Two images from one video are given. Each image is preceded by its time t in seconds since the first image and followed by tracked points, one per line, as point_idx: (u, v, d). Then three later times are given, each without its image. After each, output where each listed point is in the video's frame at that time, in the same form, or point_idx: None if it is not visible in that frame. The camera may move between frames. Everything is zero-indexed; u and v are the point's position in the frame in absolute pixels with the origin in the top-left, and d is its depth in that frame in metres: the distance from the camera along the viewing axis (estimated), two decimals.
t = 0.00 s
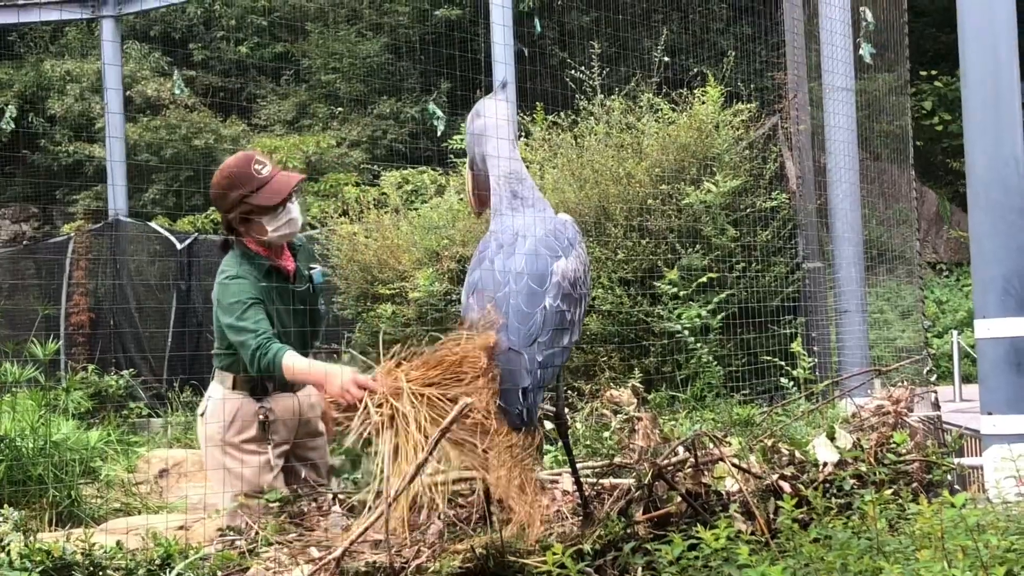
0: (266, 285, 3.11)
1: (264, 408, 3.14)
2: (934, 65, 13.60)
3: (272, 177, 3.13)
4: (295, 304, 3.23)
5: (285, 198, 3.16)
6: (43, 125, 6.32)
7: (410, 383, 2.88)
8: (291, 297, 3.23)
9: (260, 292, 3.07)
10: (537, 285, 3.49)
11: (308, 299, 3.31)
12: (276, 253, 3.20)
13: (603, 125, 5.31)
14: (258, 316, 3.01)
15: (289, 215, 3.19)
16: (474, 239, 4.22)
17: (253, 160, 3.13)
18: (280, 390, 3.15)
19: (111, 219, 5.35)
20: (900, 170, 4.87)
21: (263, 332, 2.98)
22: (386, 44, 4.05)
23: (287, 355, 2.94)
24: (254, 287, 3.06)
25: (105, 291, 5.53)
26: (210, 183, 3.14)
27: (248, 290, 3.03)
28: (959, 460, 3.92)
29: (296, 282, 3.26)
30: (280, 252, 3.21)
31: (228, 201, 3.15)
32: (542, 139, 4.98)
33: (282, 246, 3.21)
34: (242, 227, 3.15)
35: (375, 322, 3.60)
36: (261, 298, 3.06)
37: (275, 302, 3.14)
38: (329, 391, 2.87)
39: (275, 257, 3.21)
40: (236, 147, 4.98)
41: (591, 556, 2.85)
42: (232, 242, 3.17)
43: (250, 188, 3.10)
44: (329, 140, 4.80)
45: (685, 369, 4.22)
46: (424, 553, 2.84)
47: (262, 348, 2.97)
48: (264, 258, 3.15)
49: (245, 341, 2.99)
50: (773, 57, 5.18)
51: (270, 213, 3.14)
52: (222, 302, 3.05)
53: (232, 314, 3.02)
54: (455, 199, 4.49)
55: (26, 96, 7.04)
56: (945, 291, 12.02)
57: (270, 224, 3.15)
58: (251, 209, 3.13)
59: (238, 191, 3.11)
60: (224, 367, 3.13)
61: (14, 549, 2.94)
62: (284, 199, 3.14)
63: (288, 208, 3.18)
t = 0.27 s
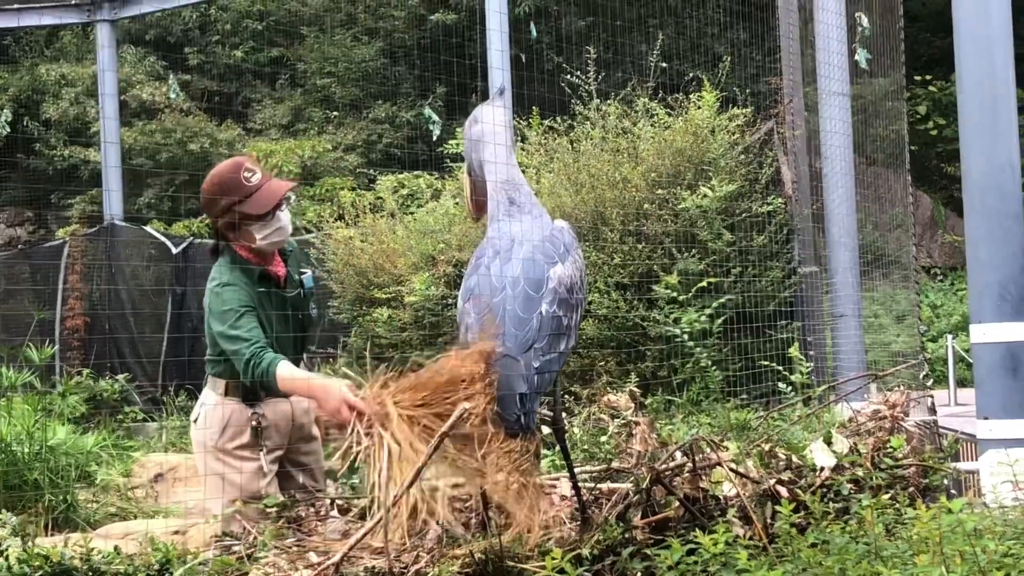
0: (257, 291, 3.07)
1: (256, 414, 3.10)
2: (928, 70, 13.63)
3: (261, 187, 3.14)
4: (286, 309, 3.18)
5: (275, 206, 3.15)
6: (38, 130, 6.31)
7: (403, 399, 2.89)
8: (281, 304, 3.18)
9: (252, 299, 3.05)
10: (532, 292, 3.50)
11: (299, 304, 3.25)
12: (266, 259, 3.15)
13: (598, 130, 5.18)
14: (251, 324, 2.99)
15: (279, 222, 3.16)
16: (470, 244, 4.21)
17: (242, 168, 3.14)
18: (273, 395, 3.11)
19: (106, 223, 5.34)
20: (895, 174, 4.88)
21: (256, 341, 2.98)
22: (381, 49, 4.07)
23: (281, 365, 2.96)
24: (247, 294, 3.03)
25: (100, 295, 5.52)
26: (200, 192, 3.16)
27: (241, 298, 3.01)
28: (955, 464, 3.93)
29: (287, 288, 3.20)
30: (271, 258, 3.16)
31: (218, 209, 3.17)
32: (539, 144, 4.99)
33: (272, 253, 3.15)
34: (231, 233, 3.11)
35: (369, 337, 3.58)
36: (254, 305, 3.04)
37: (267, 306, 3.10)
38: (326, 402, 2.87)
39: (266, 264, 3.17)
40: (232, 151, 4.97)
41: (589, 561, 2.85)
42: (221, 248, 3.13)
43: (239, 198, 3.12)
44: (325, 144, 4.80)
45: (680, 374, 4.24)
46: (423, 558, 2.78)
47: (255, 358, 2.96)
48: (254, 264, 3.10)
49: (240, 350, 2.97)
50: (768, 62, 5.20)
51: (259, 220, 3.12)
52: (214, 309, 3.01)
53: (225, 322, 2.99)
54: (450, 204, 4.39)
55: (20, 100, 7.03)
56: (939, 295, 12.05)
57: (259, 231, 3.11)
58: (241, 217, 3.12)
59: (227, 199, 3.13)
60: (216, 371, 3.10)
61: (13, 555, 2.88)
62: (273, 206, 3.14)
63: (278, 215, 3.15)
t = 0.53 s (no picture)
0: (254, 301, 3.04)
1: (255, 419, 3.07)
2: (925, 76, 13.66)
3: (257, 192, 3.09)
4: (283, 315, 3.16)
5: (273, 211, 3.13)
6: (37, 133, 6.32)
7: (397, 406, 2.84)
8: (282, 309, 3.17)
9: (250, 312, 3.00)
10: (526, 296, 3.51)
11: (296, 309, 3.23)
12: (265, 265, 3.16)
13: (597, 134, 5.28)
14: (247, 337, 2.92)
15: (277, 226, 3.16)
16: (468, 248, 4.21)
17: (236, 174, 3.09)
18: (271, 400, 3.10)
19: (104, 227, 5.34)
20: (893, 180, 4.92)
21: (251, 357, 2.90)
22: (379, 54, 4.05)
23: (279, 381, 2.84)
24: (244, 304, 2.99)
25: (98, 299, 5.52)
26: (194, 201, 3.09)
27: (237, 309, 2.96)
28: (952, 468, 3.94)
29: (285, 293, 3.21)
30: (269, 264, 3.18)
31: (213, 216, 3.11)
32: (537, 148, 5.00)
33: (272, 258, 3.17)
34: (231, 243, 3.12)
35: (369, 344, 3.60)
36: (250, 316, 2.98)
37: (265, 315, 3.07)
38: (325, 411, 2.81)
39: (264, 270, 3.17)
40: (230, 155, 4.98)
41: (589, 564, 2.85)
42: (220, 258, 3.13)
43: (236, 206, 3.07)
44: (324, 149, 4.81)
45: (678, 378, 4.26)
46: (423, 560, 2.79)
47: (250, 375, 2.87)
48: (252, 270, 3.10)
49: (235, 364, 2.89)
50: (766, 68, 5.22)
51: (258, 227, 3.11)
52: (212, 322, 2.96)
53: (222, 334, 2.93)
54: (450, 208, 4.28)
55: (19, 104, 7.03)
56: (936, 301, 12.07)
57: (260, 238, 3.12)
58: (239, 225, 3.10)
59: (224, 207, 3.08)
60: (216, 379, 3.06)
61: (16, 556, 2.88)
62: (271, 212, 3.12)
63: (276, 220, 3.15)
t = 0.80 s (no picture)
0: (244, 307, 3.04)
1: (253, 425, 3.05)
2: (926, 83, 13.67)
3: (252, 196, 3.11)
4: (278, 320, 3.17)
5: (267, 214, 3.14)
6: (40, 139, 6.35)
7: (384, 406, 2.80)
8: (278, 315, 3.19)
9: (241, 320, 3.01)
10: (519, 297, 3.50)
11: (292, 313, 3.25)
12: (261, 270, 3.17)
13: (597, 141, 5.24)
14: (237, 345, 2.93)
15: (272, 231, 3.16)
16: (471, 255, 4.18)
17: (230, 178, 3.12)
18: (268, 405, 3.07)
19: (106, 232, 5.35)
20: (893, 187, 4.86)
21: (237, 365, 2.90)
22: (380, 59, 4.23)
23: (263, 389, 2.84)
24: (234, 311, 2.99)
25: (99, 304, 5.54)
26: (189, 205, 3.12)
27: (228, 317, 2.97)
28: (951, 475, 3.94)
29: (282, 298, 3.23)
30: (264, 269, 3.19)
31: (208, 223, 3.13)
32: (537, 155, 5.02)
33: (267, 262, 3.18)
34: (225, 248, 3.12)
35: (370, 353, 3.68)
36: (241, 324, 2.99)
37: (256, 321, 3.07)
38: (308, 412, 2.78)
39: (259, 275, 3.18)
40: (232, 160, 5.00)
41: (587, 570, 2.85)
42: (216, 264, 3.14)
43: (231, 209, 3.08)
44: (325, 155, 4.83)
45: (678, 385, 4.23)
46: (422, 566, 2.80)
47: (237, 384, 2.87)
48: (247, 277, 3.11)
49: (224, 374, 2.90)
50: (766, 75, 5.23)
51: (253, 231, 3.11)
52: (203, 331, 2.98)
53: (212, 343, 2.94)
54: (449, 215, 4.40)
55: (22, 109, 7.06)
56: (937, 308, 12.07)
57: (256, 241, 3.12)
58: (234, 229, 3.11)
59: (219, 212, 3.09)
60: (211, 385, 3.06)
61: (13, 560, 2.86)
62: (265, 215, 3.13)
63: (270, 224, 3.16)
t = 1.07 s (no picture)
0: (242, 318, 3.22)
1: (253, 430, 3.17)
2: (930, 88, 13.67)
3: (258, 203, 3.30)
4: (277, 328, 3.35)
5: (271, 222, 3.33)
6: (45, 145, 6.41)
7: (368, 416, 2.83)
8: (276, 321, 3.37)
9: (239, 329, 3.20)
10: (505, 304, 4.00)
11: (291, 321, 3.44)
12: (262, 277, 3.36)
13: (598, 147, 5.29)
14: (230, 356, 3.12)
15: (275, 239, 3.36)
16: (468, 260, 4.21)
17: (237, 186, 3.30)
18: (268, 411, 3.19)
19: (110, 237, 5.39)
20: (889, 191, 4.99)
21: (230, 378, 3.09)
22: (383, 63, 4.13)
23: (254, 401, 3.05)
24: (231, 321, 3.18)
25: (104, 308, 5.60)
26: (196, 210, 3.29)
27: (225, 327, 3.16)
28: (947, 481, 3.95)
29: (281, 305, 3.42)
30: (264, 275, 3.37)
31: (213, 227, 3.32)
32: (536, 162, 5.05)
33: (267, 269, 3.36)
34: (230, 253, 3.30)
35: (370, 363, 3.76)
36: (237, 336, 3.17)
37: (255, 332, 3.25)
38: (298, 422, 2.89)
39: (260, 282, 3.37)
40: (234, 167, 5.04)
41: None
42: (218, 268, 3.32)
43: (236, 214, 3.25)
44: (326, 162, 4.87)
45: (678, 390, 4.24)
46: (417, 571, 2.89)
47: (228, 397, 3.07)
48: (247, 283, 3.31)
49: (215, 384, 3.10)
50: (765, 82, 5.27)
51: (256, 237, 3.30)
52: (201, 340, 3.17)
53: (207, 353, 3.14)
54: (451, 219, 4.50)
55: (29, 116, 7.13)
56: (941, 312, 12.05)
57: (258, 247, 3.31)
58: (238, 234, 3.29)
59: (224, 218, 3.28)
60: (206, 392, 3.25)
61: (13, 565, 2.91)
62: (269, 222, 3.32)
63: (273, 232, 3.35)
